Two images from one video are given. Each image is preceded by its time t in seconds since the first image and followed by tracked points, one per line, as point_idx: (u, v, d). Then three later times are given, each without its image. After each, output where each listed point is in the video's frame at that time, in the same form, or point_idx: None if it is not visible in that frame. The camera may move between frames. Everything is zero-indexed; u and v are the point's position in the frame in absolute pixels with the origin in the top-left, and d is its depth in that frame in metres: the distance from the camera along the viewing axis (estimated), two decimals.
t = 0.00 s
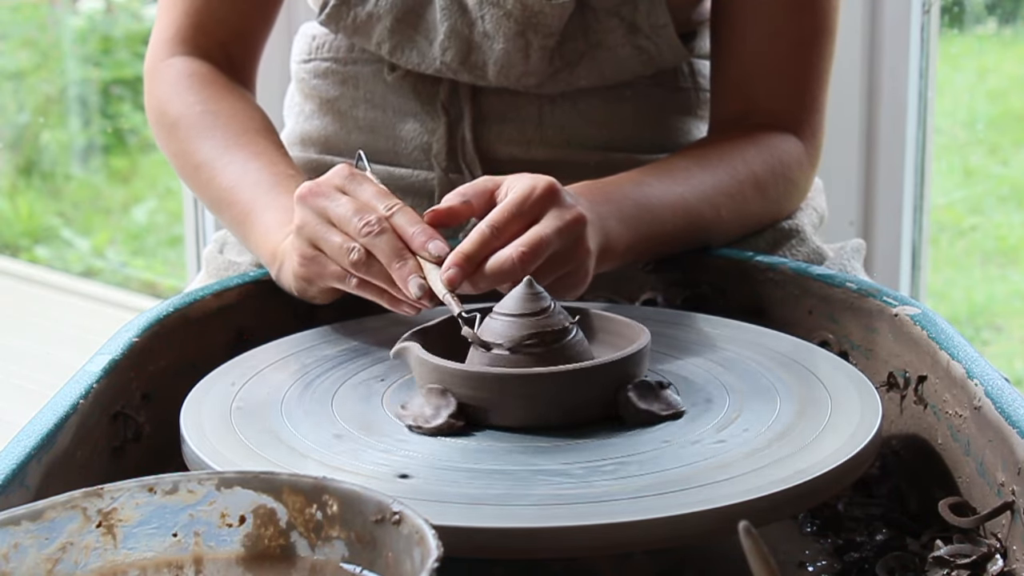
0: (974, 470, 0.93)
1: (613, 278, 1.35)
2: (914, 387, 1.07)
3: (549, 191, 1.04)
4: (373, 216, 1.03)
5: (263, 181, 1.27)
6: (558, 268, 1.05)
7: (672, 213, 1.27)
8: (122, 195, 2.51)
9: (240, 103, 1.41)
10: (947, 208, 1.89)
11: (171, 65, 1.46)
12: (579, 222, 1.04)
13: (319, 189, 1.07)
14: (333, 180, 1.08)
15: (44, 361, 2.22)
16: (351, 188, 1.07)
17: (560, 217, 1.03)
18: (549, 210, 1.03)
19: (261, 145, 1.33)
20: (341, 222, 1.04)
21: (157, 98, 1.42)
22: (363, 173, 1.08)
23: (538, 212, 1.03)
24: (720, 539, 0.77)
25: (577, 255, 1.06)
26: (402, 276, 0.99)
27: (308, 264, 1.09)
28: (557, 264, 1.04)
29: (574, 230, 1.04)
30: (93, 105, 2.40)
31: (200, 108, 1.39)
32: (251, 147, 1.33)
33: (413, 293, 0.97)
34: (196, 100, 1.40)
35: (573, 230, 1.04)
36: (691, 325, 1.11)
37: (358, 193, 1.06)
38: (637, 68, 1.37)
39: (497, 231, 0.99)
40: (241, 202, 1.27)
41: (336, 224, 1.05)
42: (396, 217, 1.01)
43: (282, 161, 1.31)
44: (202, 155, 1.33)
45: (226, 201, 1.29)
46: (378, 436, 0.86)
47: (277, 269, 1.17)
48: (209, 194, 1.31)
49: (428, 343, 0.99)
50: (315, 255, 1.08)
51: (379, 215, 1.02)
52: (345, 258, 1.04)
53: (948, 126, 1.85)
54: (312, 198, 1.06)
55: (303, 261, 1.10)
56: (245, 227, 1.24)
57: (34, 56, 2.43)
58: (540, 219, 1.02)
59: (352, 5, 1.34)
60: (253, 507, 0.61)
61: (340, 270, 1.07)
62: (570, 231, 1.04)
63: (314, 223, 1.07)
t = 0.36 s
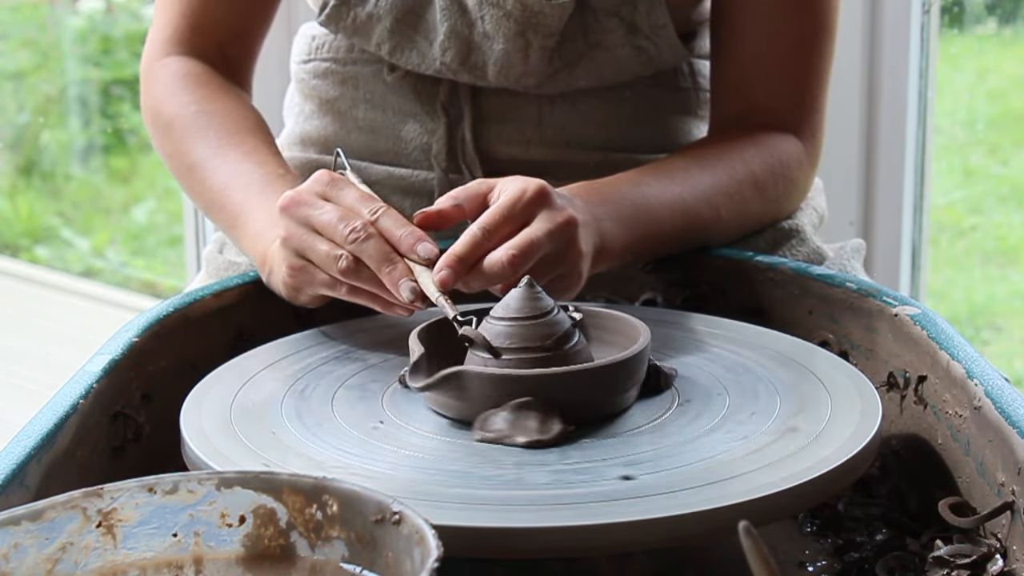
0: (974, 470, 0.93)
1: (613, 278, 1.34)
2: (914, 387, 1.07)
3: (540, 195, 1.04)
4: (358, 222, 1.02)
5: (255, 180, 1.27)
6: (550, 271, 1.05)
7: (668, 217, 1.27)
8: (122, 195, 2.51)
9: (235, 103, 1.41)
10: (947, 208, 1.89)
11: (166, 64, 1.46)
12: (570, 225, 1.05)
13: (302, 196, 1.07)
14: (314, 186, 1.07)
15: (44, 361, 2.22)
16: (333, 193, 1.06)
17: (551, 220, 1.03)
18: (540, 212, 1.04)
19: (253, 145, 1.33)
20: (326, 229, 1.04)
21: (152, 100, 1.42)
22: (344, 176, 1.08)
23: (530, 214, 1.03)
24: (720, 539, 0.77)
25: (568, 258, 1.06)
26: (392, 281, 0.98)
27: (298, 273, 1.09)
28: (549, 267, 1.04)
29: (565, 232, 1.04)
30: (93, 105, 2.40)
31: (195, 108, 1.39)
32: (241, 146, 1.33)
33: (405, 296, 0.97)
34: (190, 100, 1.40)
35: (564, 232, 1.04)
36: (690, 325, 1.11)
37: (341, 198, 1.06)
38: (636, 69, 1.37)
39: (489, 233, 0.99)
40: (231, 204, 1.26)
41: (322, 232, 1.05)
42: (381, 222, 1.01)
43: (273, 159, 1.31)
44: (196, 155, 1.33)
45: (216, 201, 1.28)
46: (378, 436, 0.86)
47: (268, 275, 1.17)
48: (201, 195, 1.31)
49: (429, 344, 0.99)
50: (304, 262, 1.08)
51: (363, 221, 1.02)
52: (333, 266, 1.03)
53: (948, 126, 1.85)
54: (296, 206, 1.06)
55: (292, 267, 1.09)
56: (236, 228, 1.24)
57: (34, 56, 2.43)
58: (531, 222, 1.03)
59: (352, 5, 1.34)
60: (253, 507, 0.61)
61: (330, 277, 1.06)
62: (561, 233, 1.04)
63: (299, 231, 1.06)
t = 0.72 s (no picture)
0: (974, 470, 0.93)
1: (613, 277, 1.33)
2: (914, 387, 1.07)
3: (524, 201, 1.04)
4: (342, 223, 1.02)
5: (232, 173, 1.27)
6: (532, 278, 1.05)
7: (665, 219, 1.26)
8: (122, 195, 2.51)
9: (211, 96, 1.41)
10: (947, 208, 1.89)
11: (149, 57, 1.46)
12: (554, 230, 1.05)
13: (283, 196, 1.06)
14: (294, 185, 1.06)
15: (44, 361, 2.22)
16: (313, 193, 1.06)
17: (535, 225, 1.04)
18: (524, 219, 1.04)
19: (229, 138, 1.33)
20: (309, 231, 1.03)
21: (131, 90, 1.43)
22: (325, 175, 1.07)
23: (515, 220, 1.03)
24: (720, 539, 0.77)
25: (551, 263, 1.06)
26: (378, 286, 0.98)
27: (278, 274, 1.08)
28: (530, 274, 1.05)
29: (548, 238, 1.05)
30: (93, 105, 2.40)
31: (172, 100, 1.39)
32: (215, 139, 1.33)
33: (393, 300, 0.97)
34: (167, 91, 1.40)
35: (547, 238, 1.05)
36: (690, 325, 1.11)
37: (323, 199, 1.05)
38: (636, 69, 1.37)
39: (475, 240, 1.00)
40: (204, 197, 1.26)
41: (305, 233, 1.04)
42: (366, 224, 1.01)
43: (248, 152, 1.31)
44: (170, 147, 1.34)
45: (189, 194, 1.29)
46: (378, 436, 0.86)
47: (245, 274, 1.16)
48: (174, 185, 1.31)
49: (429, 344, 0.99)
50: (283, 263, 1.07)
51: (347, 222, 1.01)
52: (316, 267, 1.03)
53: (948, 126, 1.85)
54: (278, 206, 1.05)
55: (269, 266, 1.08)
56: (211, 222, 1.23)
57: (34, 56, 2.43)
58: (516, 228, 1.03)
59: (352, 6, 1.34)
60: (253, 507, 0.61)
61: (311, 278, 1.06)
62: (544, 241, 1.04)
63: (280, 232, 1.05)
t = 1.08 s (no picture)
0: (974, 470, 0.93)
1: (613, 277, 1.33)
2: (914, 387, 1.07)
3: (516, 204, 1.04)
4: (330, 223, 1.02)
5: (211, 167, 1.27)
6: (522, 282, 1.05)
7: (664, 219, 1.26)
8: (122, 195, 2.51)
9: (190, 90, 1.41)
10: (947, 208, 1.89)
11: (131, 51, 1.47)
12: (545, 232, 1.05)
13: (268, 196, 1.06)
14: (277, 184, 1.06)
15: (44, 361, 2.22)
16: (299, 193, 1.05)
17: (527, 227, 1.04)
18: (516, 222, 1.04)
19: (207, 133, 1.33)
20: (296, 231, 1.03)
21: (111, 82, 1.43)
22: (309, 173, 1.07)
23: (507, 221, 1.03)
24: (720, 539, 0.77)
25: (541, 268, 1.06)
26: (370, 286, 0.98)
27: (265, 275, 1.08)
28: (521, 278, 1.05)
29: (539, 241, 1.04)
30: (93, 105, 2.40)
31: (150, 92, 1.39)
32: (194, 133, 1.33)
33: (386, 299, 0.97)
34: (146, 83, 1.41)
35: (538, 241, 1.04)
36: (690, 325, 1.11)
37: (308, 197, 1.05)
38: (635, 70, 1.37)
39: (467, 240, 0.99)
40: (179, 192, 1.26)
41: (291, 233, 1.03)
42: (353, 223, 1.01)
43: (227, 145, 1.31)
44: (148, 139, 1.34)
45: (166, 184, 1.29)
46: (378, 436, 0.86)
47: (229, 274, 1.15)
48: (152, 176, 1.31)
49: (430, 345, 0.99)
50: (269, 263, 1.07)
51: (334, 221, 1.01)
52: (305, 268, 1.02)
53: (948, 126, 1.85)
54: (263, 206, 1.05)
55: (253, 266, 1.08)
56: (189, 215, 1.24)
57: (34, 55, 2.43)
58: (506, 231, 1.03)
59: (351, 6, 1.34)
60: (253, 507, 0.61)
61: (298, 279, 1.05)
62: (534, 244, 1.04)
63: (266, 232, 1.05)
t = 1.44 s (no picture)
0: (974, 470, 0.93)
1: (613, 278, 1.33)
2: (914, 387, 1.07)
3: (511, 207, 1.04)
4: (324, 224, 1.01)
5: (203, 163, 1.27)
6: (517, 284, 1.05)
7: (664, 220, 1.27)
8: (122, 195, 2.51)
9: (184, 86, 1.41)
10: (948, 208, 1.89)
11: (125, 48, 1.46)
12: (541, 236, 1.05)
13: (260, 197, 1.05)
14: (269, 185, 1.06)
15: (44, 361, 2.22)
16: (290, 193, 1.05)
17: (524, 230, 1.04)
18: (511, 224, 1.04)
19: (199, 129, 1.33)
20: (290, 232, 1.03)
21: (103, 80, 1.43)
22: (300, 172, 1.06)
23: (505, 223, 1.03)
24: (721, 539, 0.77)
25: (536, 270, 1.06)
26: (367, 289, 0.98)
27: (258, 276, 1.08)
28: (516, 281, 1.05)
29: (534, 244, 1.05)
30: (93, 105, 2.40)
31: (143, 88, 1.39)
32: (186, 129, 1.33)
33: (383, 300, 0.97)
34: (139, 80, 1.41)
35: (532, 244, 1.04)
36: (691, 325, 1.11)
37: (301, 198, 1.04)
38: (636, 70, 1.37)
39: (462, 240, 0.99)
40: (171, 188, 1.26)
41: (285, 235, 1.03)
42: (348, 225, 1.00)
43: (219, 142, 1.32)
44: (140, 134, 1.34)
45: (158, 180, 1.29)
46: (378, 436, 0.86)
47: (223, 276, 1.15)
48: (143, 173, 1.31)
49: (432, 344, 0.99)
50: (264, 265, 1.06)
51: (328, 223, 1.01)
52: (301, 270, 1.02)
53: (948, 126, 1.85)
54: (256, 208, 1.05)
55: (247, 267, 1.08)
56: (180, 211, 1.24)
57: (35, 55, 2.44)
58: (502, 233, 1.03)
59: (351, 5, 1.34)
60: (253, 507, 0.61)
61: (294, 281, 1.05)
62: (528, 246, 1.04)
63: (259, 234, 1.05)
